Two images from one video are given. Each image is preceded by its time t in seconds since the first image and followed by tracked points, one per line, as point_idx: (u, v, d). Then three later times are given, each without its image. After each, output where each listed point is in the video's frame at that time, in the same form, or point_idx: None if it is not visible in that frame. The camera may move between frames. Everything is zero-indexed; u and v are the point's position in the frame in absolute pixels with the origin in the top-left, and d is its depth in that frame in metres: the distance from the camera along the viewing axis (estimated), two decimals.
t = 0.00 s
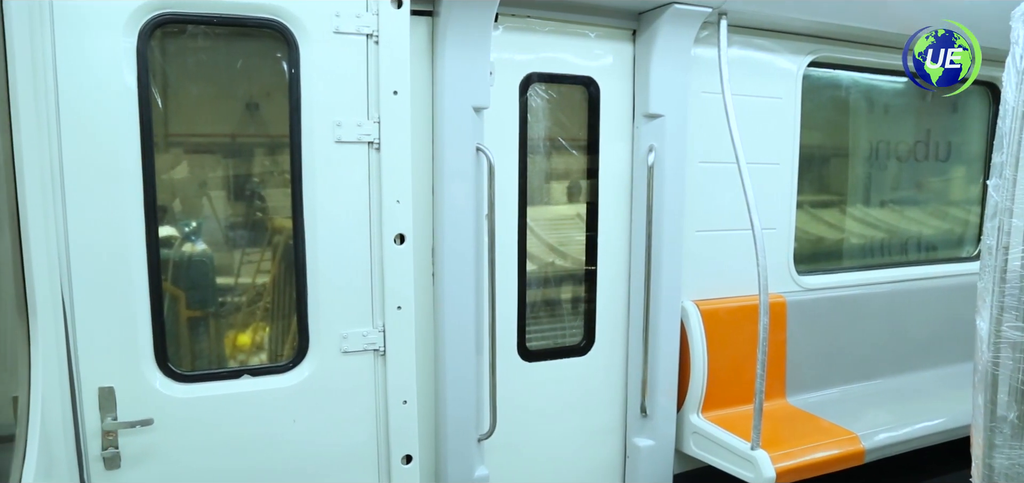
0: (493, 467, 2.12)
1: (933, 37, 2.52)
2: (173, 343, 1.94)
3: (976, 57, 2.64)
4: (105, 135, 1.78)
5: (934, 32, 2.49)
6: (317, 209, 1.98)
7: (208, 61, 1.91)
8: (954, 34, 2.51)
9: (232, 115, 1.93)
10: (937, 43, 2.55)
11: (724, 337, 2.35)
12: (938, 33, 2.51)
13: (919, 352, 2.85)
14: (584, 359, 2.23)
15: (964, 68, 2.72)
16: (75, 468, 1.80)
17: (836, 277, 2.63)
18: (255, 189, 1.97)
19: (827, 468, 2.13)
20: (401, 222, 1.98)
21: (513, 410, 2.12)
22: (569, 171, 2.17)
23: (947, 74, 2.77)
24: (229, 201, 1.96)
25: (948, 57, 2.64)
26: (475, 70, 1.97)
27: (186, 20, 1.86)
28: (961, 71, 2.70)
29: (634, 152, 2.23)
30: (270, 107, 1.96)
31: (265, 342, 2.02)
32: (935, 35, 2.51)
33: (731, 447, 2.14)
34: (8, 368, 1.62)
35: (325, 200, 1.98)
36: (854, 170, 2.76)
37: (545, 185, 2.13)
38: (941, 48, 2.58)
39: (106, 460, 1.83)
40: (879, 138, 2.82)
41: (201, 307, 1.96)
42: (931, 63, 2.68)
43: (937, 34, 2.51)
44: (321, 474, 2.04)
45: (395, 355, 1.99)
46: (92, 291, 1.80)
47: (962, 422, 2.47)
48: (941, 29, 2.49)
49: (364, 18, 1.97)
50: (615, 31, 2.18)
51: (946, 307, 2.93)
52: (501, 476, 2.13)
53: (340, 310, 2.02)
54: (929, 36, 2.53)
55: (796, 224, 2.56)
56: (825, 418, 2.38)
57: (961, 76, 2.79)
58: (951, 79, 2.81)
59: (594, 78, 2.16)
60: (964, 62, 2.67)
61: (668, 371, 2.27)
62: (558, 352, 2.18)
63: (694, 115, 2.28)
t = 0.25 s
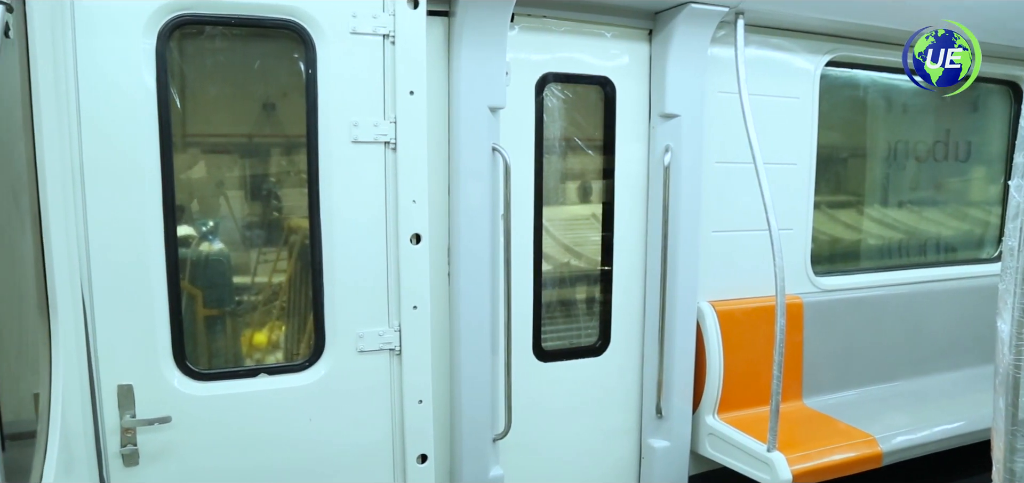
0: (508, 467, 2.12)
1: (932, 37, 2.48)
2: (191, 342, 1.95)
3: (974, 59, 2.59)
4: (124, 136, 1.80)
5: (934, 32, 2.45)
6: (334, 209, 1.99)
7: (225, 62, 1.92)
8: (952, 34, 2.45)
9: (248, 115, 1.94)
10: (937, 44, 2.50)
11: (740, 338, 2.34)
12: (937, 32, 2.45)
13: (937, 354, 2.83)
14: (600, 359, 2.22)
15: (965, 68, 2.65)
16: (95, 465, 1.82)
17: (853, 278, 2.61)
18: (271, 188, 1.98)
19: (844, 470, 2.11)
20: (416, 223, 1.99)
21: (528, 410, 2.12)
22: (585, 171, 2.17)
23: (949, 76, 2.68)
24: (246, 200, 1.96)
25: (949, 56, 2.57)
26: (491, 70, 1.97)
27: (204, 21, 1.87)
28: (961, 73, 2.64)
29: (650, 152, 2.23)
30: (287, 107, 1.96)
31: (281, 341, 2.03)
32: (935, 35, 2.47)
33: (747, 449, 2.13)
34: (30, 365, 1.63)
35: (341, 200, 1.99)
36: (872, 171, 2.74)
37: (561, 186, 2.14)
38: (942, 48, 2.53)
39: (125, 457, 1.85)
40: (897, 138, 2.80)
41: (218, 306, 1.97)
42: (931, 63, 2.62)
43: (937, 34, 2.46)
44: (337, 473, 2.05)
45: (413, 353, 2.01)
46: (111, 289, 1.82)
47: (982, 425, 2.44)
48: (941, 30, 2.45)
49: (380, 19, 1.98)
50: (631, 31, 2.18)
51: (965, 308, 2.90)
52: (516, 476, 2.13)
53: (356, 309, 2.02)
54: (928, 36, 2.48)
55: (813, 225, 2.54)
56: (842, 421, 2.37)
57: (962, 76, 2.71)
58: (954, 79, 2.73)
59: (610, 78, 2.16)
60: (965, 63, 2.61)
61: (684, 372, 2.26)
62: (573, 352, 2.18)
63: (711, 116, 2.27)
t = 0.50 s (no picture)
0: (523, 468, 2.12)
1: (932, 37, 2.42)
2: (208, 340, 1.97)
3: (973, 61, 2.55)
4: (143, 136, 1.82)
5: (934, 32, 2.40)
6: (351, 209, 2.00)
7: (242, 63, 1.93)
8: (956, 33, 2.42)
9: (265, 115, 1.95)
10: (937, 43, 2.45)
11: (756, 339, 2.33)
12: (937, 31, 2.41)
13: (956, 357, 2.80)
14: (615, 360, 2.22)
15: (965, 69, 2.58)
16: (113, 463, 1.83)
17: (870, 279, 2.60)
18: (287, 188, 1.99)
19: (861, 473, 2.10)
20: (432, 222, 1.99)
21: (543, 410, 2.12)
22: (601, 171, 2.17)
23: (948, 76, 2.62)
24: (262, 200, 1.97)
25: (949, 57, 2.51)
26: (507, 70, 1.98)
27: (221, 22, 1.88)
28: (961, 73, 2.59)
29: (666, 152, 2.22)
30: (302, 107, 1.97)
31: (297, 340, 2.03)
32: (935, 35, 2.42)
33: (763, 451, 2.12)
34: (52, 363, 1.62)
35: (357, 200, 2.00)
36: (890, 171, 2.72)
37: (576, 186, 2.14)
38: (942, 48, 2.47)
39: (143, 454, 1.86)
40: (916, 138, 2.78)
41: (235, 305, 1.98)
42: (930, 64, 2.54)
43: (937, 34, 2.42)
44: (352, 472, 2.05)
45: (428, 353, 2.02)
46: (130, 287, 1.84)
47: (1002, 429, 2.41)
48: (940, 29, 2.40)
49: (396, 19, 1.98)
50: (647, 31, 2.17)
51: (985, 310, 2.87)
52: (530, 476, 2.13)
53: (372, 309, 2.03)
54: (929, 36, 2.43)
55: (830, 226, 2.53)
56: (859, 423, 2.35)
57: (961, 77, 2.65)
58: (954, 81, 2.67)
59: (626, 78, 2.15)
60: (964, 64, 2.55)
61: (700, 373, 2.25)
62: (589, 352, 2.18)
63: (727, 116, 2.26)
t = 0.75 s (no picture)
0: (538, 468, 2.12)
1: (932, 38, 2.42)
2: (224, 339, 1.98)
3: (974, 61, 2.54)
4: (162, 137, 1.83)
5: (934, 32, 2.39)
6: (366, 208, 2.00)
7: (259, 63, 1.94)
8: (956, 32, 2.41)
9: (281, 115, 1.96)
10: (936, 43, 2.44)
11: (773, 340, 2.31)
12: (937, 30, 2.40)
13: (974, 359, 2.77)
14: (630, 360, 2.21)
15: (965, 67, 2.57)
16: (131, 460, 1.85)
17: (887, 280, 2.58)
18: (303, 188, 1.99)
19: (879, 476, 2.08)
20: (448, 222, 2.00)
21: (558, 410, 2.12)
22: (616, 171, 2.17)
23: (947, 75, 2.60)
24: (277, 200, 1.98)
25: (949, 56, 2.51)
26: (523, 70, 1.98)
27: (239, 23, 1.89)
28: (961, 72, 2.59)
29: (682, 153, 2.21)
30: (317, 108, 1.98)
31: (312, 340, 2.04)
32: (935, 35, 2.42)
33: (779, 452, 2.11)
34: (71, 363, 1.64)
35: (373, 200, 2.00)
36: (907, 171, 2.70)
37: (592, 186, 2.14)
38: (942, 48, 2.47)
39: (161, 452, 1.89)
40: (934, 138, 2.76)
41: (251, 304, 1.99)
42: (930, 63, 2.53)
43: (937, 34, 2.41)
44: (368, 471, 2.06)
45: (443, 352, 2.02)
46: (149, 285, 1.86)
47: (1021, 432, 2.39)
48: (941, 30, 2.40)
49: (412, 20, 1.99)
50: (664, 31, 2.17)
51: (1004, 312, 2.84)
52: (545, 476, 2.13)
53: (387, 309, 2.03)
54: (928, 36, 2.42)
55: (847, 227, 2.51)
56: (876, 425, 2.33)
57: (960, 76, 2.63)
58: (955, 81, 2.65)
59: (642, 78, 2.15)
60: (964, 62, 2.54)
61: (715, 374, 2.25)
62: (604, 353, 2.17)
63: (743, 116, 2.25)
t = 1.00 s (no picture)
0: (552, 468, 2.12)
1: (932, 37, 2.39)
2: (241, 338, 1.99)
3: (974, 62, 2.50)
4: (179, 137, 1.84)
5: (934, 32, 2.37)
6: (382, 207, 2.00)
7: (276, 64, 1.95)
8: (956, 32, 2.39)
9: (297, 115, 1.97)
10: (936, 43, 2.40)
11: (789, 341, 2.30)
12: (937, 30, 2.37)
13: (994, 361, 2.74)
14: (645, 360, 2.21)
15: (966, 66, 2.51)
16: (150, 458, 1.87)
17: (905, 282, 2.56)
18: (318, 188, 2.00)
19: (897, 479, 2.06)
20: (464, 222, 2.00)
21: (573, 410, 2.12)
22: (632, 171, 2.16)
23: (948, 76, 2.53)
24: (293, 200, 1.99)
25: (949, 56, 2.46)
26: (538, 70, 1.98)
27: (256, 23, 1.90)
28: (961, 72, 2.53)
29: (698, 153, 2.21)
30: (333, 108, 1.98)
31: (328, 339, 2.04)
32: (935, 35, 2.38)
33: (796, 454, 2.10)
34: (88, 362, 1.66)
35: (389, 200, 2.00)
36: (926, 171, 2.67)
37: (607, 186, 2.14)
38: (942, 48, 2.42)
39: (178, 449, 1.90)
40: (953, 138, 2.73)
41: (267, 303, 2.01)
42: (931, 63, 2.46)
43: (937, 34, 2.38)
44: (383, 470, 2.06)
45: (459, 352, 2.03)
46: (166, 284, 1.87)
47: None
48: (941, 29, 2.37)
49: (429, 20, 1.99)
50: (680, 30, 2.17)
51: None
52: (560, 476, 2.13)
53: (403, 308, 2.03)
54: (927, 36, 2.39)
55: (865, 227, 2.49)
56: (894, 428, 2.31)
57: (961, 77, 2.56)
58: (956, 82, 2.58)
59: (658, 78, 2.15)
60: (965, 61, 2.49)
61: (731, 375, 2.24)
62: (619, 353, 2.17)
63: (760, 116, 2.24)
